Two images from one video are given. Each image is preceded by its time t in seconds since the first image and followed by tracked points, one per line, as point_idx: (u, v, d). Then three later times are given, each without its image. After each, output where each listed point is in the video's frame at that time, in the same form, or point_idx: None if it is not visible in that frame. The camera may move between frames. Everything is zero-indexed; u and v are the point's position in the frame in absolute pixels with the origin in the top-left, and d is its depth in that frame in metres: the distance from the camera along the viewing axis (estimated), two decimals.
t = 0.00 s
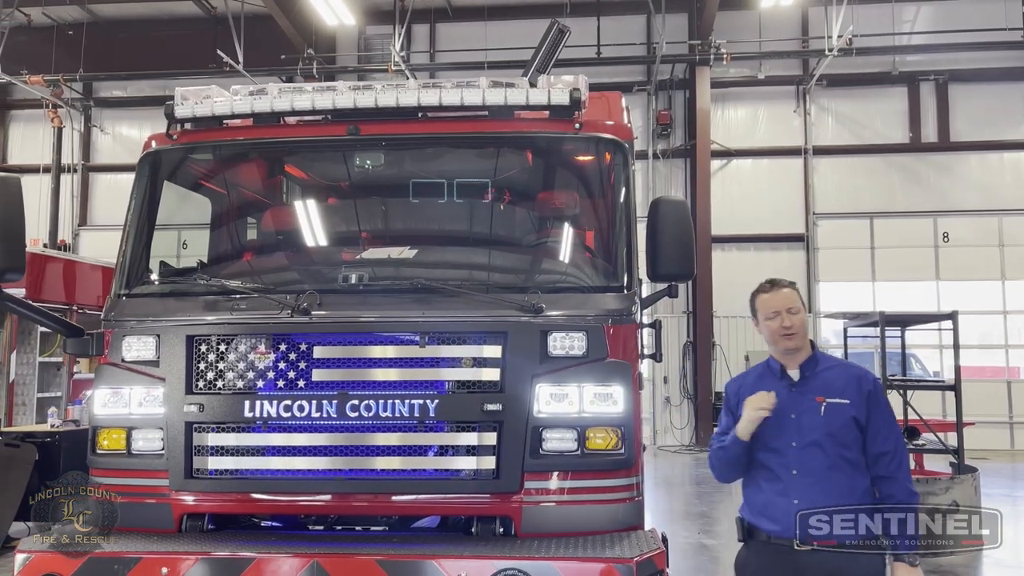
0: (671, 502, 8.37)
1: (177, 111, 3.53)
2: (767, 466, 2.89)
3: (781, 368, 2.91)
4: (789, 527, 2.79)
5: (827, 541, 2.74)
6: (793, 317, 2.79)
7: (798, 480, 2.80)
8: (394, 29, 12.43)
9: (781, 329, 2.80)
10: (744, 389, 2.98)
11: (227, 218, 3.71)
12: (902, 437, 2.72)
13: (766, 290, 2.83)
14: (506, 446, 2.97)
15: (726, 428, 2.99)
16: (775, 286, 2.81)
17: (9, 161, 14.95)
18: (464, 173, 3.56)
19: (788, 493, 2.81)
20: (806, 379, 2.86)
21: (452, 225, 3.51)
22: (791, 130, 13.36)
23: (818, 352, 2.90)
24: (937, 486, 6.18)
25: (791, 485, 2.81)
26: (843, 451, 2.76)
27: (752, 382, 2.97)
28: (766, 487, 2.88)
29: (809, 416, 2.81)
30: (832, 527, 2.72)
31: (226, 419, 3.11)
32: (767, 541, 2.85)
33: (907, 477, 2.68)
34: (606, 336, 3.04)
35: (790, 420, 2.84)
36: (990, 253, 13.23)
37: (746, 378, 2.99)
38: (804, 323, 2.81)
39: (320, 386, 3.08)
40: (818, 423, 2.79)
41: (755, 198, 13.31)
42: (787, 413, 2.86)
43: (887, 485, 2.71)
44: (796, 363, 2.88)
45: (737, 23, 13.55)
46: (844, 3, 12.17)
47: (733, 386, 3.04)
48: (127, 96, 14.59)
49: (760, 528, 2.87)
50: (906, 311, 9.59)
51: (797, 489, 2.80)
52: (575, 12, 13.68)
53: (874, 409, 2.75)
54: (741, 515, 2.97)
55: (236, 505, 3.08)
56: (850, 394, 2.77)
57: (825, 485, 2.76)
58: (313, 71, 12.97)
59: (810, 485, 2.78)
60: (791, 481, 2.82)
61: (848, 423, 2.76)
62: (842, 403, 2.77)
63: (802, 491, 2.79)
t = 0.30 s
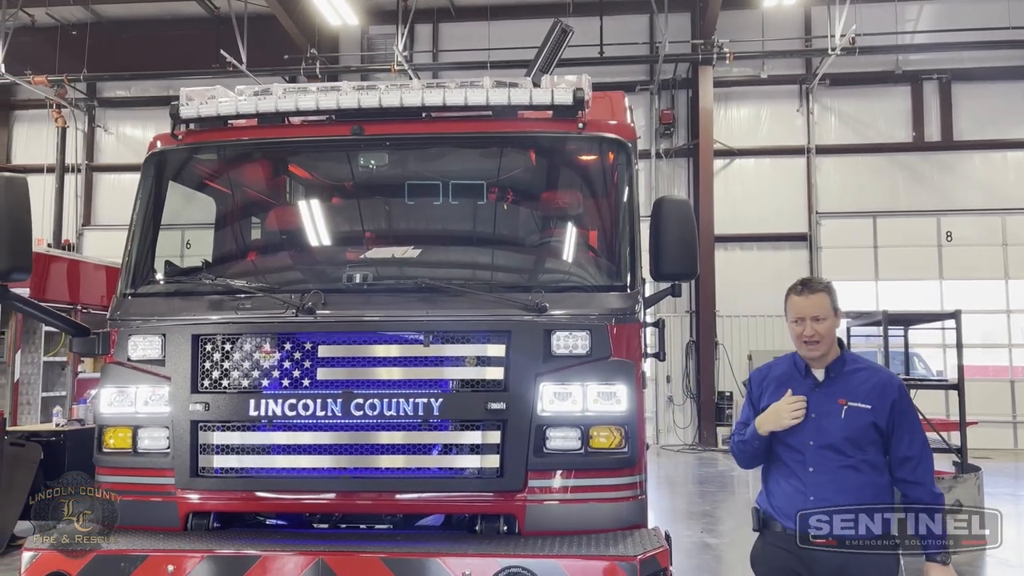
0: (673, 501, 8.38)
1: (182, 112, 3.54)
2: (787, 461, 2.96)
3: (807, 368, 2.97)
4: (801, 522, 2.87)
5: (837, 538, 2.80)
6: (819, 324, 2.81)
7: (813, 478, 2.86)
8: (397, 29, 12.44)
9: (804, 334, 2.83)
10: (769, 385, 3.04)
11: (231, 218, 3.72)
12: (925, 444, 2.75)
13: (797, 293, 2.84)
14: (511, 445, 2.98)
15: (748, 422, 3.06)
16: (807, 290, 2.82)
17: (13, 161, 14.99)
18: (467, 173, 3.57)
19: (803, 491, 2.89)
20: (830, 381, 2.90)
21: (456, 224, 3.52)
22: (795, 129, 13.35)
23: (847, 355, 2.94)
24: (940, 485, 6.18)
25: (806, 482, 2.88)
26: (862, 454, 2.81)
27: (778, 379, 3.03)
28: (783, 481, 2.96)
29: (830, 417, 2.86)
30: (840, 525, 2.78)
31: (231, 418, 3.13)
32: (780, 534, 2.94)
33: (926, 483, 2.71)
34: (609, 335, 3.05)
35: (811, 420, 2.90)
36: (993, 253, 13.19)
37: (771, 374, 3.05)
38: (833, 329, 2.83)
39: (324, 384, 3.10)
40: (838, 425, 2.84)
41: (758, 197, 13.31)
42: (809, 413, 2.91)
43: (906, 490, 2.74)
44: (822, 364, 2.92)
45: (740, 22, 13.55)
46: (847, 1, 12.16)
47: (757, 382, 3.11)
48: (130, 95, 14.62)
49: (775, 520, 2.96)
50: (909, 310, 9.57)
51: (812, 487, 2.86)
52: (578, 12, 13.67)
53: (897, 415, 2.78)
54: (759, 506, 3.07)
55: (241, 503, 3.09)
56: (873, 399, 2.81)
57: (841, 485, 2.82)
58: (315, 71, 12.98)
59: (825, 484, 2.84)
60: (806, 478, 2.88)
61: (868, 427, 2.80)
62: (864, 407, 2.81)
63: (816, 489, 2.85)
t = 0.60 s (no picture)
0: (676, 499, 8.39)
1: (184, 110, 3.55)
2: (787, 460, 2.96)
3: (812, 367, 2.97)
4: (799, 520, 2.87)
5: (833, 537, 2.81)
6: (826, 323, 2.81)
7: (813, 477, 2.87)
8: (400, 28, 12.44)
9: (812, 329, 2.83)
10: (771, 382, 3.04)
11: (233, 217, 3.76)
12: (926, 446, 2.76)
13: (815, 288, 2.84)
14: (511, 442, 2.99)
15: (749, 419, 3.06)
16: (824, 287, 2.82)
17: (17, 160, 15.03)
18: (469, 171, 3.58)
19: (803, 489, 2.89)
20: (833, 381, 2.91)
21: (457, 223, 3.54)
22: (797, 127, 13.34)
23: (851, 356, 2.93)
24: (941, 483, 6.18)
25: (806, 480, 2.88)
26: (863, 454, 2.82)
27: (781, 377, 3.03)
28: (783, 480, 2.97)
29: (832, 417, 2.87)
30: (840, 525, 2.79)
31: (233, 415, 3.14)
32: (779, 528, 2.96)
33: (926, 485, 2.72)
34: (610, 333, 3.06)
35: (814, 419, 2.90)
36: (997, 251, 13.18)
37: (775, 371, 3.05)
38: (840, 331, 2.82)
39: (326, 382, 3.11)
40: (840, 425, 2.84)
41: (761, 195, 13.30)
42: (811, 412, 2.91)
43: (906, 490, 2.75)
44: (826, 363, 2.92)
45: (743, 20, 13.52)
46: None
47: (760, 379, 3.11)
48: (134, 95, 14.66)
49: (775, 517, 2.98)
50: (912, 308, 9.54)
51: (811, 486, 2.87)
52: (581, 10, 13.65)
53: (899, 416, 2.79)
54: (758, 503, 3.09)
55: (243, 500, 3.11)
56: (876, 400, 2.82)
57: (840, 485, 2.82)
58: (318, 70, 12.99)
59: (824, 483, 2.84)
60: (806, 477, 2.89)
61: (870, 428, 2.81)
62: (867, 408, 2.82)
63: (815, 488, 2.86)
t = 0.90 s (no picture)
0: (677, 495, 8.41)
1: (187, 108, 3.57)
2: (774, 456, 2.96)
3: (797, 361, 2.96)
4: (796, 519, 2.87)
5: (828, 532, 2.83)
6: (812, 317, 2.84)
7: (802, 473, 2.88)
8: (403, 25, 12.45)
9: (796, 323, 2.86)
10: (756, 376, 3.03)
11: (236, 214, 3.78)
12: (911, 434, 2.81)
13: (803, 282, 2.87)
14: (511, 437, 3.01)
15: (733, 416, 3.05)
16: (811, 280, 2.85)
17: (22, 158, 15.08)
18: (470, 169, 3.60)
19: (792, 486, 2.90)
20: (820, 375, 2.91)
21: (458, 220, 3.56)
22: (801, 124, 13.32)
23: (834, 349, 2.94)
24: (943, 479, 6.19)
25: (796, 477, 2.89)
26: (851, 447, 2.85)
27: (765, 371, 3.03)
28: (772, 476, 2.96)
29: (820, 411, 2.89)
30: (840, 525, 2.79)
31: (235, 411, 3.17)
32: (765, 522, 2.96)
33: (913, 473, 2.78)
34: (609, 329, 3.08)
35: (802, 414, 2.91)
36: (1000, 247, 13.17)
37: (759, 367, 3.04)
38: (824, 326, 2.85)
39: (327, 378, 3.14)
40: (828, 419, 2.86)
41: (764, 192, 13.28)
42: (798, 407, 2.92)
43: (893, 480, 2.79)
44: (811, 358, 2.93)
45: (747, 16, 13.51)
46: None
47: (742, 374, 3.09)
48: (138, 92, 14.71)
49: (762, 512, 2.98)
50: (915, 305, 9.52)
51: (802, 481, 2.88)
52: (584, 7, 13.64)
53: (884, 407, 2.83)
54: (744, 498, 3.08)
55: (244, 495, 3.14)
56: (862, 392, 2.84)
57: (830, 479, 2.84)
58: (321, 67, 13.02)
59: (814, 479, 2.86)
60: (796, 473, 2.90)
61: (858, 421, 2.84)
62: (854, 401, 2.85)
63: (806, 482, 2.87)
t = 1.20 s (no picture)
0: (681, 488, 8.44)
1: (190, 104, 3.61)
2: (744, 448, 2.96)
3: (760, 354, 2.98)
4: (798, 518, 2.84)
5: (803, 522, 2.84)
6: (773, 308, 2.86)
7: (774, 464, 2.89)
8: (406, 20, 12.46)
9: (759, 315, 2.88)
10: (719, 373, 3.06)
11: (239, 209, 3.79)
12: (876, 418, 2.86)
13: (762, 275, 2.89)
14: (509, 429, 3.05)
15: (699, 414, 3.04)
16: (770, 273, 2.87)
17: (29, 154, 15.16)
18: (471, 163, 3.62)
19: (765, 478, 2.90)
20: (783, 366, 2.94)
21: (460, 214, 3.58)
22: (805, 118, 13.30)
23: (794, 340, 2.97)
24: (943, 472, 6.21)
25: (769, 469, 2.89)
26: (819, 435, 2.87)
27: (729, 367, 3.05)
28: (743, 471, 2.95)
29: (786, 401, 2.91)
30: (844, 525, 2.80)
31: (238, 403, 3.21)
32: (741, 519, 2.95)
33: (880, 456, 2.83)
34: (607, 322, 3.11)
35: (770, 406, 2.92)
36: (1005, 241, 13.16)
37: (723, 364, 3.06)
38: (786, 316, 2.87)
39: (328, 370, 3.17)
40: (795, 409, 2.89)
41: (769, 186, 13.27)
42: (765, 399, 2.93)
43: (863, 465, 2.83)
44: (773, 350, 2.95)
45: (751, 11, 13.50)
46: None
47: (706, 371, 3.11)
48: (143, 88, 14.77)
49: (737, 508, 2.96)
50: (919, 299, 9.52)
51: (774, 472, 2.88)
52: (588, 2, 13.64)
53: (848, 393, 2.87)
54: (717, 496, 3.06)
55: (247, 486, 3.18)
56: (826, 379, 2.88)
57: (802, 468, 2.86)
58: (326, 62, 13.05)
59: (787, 469, 2.87)
60: (769, 465, 2.90)
61: (824, 408, 2.87)
62: (819, 388, 2.88)
63: (779, 473, 2.88)
